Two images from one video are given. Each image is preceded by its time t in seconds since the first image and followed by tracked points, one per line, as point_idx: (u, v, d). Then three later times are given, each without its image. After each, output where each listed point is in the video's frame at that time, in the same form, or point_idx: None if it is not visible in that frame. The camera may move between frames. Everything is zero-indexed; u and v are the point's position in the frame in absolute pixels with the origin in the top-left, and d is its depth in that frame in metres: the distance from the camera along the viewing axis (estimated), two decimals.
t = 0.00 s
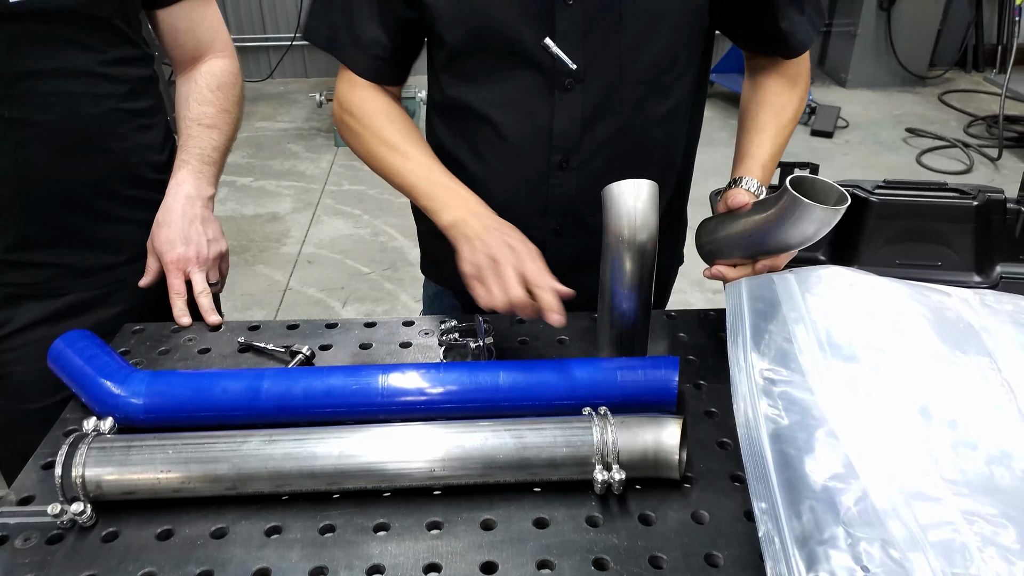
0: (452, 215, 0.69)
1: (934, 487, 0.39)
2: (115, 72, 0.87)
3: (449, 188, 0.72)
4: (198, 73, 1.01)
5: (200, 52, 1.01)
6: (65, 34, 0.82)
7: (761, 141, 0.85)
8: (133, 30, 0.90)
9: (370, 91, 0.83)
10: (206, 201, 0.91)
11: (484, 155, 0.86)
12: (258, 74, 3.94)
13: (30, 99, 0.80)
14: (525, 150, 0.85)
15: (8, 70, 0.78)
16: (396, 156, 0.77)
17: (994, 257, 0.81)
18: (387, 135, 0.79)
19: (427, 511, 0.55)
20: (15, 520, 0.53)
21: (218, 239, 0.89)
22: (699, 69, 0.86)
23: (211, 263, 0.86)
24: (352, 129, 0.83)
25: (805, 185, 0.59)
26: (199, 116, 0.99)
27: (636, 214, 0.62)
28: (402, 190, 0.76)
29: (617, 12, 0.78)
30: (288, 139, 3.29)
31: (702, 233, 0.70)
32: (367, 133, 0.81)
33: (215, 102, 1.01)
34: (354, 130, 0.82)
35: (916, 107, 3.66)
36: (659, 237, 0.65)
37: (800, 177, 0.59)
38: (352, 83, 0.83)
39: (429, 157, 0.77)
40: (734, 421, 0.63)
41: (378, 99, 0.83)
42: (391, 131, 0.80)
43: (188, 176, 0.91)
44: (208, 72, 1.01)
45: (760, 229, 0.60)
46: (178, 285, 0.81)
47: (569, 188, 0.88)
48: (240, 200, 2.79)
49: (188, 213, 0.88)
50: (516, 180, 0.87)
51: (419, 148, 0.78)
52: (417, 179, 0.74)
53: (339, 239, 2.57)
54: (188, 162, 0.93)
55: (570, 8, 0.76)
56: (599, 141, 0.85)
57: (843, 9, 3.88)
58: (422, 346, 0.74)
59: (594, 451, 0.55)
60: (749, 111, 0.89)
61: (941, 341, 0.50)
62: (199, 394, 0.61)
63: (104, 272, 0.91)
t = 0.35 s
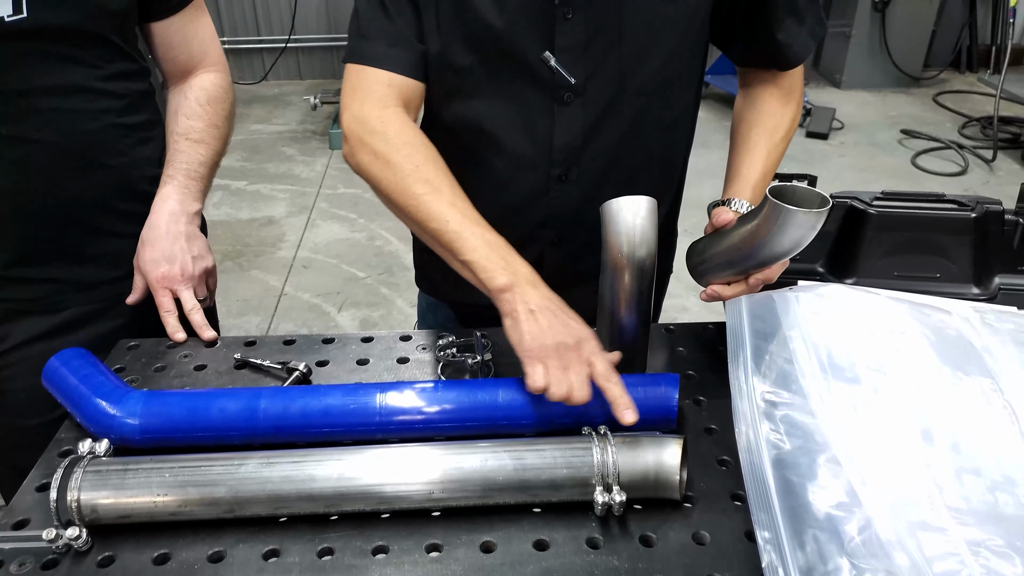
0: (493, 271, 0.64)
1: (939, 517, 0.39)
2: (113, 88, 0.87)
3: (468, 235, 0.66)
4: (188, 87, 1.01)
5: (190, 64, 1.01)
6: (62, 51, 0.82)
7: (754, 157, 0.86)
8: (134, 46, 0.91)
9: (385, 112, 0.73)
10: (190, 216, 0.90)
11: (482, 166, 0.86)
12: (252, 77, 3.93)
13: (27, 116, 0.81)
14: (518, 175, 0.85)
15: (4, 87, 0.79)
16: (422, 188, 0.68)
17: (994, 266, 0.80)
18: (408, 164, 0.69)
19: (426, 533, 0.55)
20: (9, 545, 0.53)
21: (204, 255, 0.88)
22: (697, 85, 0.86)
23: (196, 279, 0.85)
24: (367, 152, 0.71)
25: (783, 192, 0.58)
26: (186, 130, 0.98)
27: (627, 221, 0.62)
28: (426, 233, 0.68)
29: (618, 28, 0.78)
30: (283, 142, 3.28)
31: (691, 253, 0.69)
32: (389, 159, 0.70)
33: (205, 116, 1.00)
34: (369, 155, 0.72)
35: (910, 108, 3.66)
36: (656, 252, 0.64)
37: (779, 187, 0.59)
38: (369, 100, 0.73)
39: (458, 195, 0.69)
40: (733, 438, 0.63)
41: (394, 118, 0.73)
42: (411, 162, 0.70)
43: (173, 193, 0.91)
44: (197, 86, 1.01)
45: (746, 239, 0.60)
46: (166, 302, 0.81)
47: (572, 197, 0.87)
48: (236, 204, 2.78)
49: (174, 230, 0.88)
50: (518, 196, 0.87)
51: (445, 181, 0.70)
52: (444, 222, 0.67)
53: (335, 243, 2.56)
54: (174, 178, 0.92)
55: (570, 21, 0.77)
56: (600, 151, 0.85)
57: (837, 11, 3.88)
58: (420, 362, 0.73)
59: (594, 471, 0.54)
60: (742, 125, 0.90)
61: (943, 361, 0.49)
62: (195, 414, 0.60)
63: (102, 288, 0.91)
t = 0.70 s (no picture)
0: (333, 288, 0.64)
1: (935, 535, 0.40)
2: (113, 103, 0.87)
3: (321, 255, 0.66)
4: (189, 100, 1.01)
5: (191, 77, 1.01)
6: (62, 66, 0.83)
7: (748, 176, 0.88)
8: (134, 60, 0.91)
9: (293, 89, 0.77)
10: (194, 230, 0.93)
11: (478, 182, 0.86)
12: (247, 80, 3.92)
13: (30, 132, 0.81)
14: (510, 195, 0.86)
15: (8, 103, 0.80)
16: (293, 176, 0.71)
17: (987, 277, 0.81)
18: (287, 140, 0.72)
19: (428, 546, 0.55)
20: (15, 563, 0.53)
21: (206, 268, 0.91)
22: (691, 97, 0.87)
23: (199, 291, 0.88)
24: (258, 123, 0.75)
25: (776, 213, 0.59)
26: (189, 143, 0.99)
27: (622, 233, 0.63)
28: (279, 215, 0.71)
29: (608, 45, 0.79)
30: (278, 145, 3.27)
31: (688, 268, 0.70)
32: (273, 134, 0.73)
33: (207, 128, 1.01)
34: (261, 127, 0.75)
35: (903, 110, 3.68)
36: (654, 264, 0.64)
37: (772, 205, 0.60)
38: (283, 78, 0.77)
39: (320, 191, 0.71)
40: (731, 449, 0.63)
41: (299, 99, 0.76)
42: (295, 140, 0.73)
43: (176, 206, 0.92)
44: (198, 99, 1.01)
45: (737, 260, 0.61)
46: (168, 315, 0.83)
47: (569, 207, 0.87)
48: (231, 208, 2.78)
49: (178, 243, 0.90)
50: (511, 214, 0.87)
51: (311, 171, 0.72)
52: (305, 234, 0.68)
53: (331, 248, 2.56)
54: (177, 192, 0.94)
55: (561, 40, 0.78)
56: (589, 171, 0.85)
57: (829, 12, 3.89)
58: (420, 374, 0.74)
59: (595, 485, 0.55)
60: (738, 144, 0.91)
61: (939, 377, 0.50)
62: (198, 430, 0.61)
63: (103, 300, 0.91)
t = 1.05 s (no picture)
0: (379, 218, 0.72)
1: (947, 538, 0.40)
2: (124, 107, 0.93)
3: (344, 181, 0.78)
4: (200, 103, 1.07)
5: (200, 83, 1.06)
6: (74, 71, 0.87)
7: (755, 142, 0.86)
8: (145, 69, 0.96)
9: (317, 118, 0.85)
10: (206, 233, 0.98)
11: (478, 188, 0.87)
12: (247, 82, 3.92)
13: (44, 136, 0.85)
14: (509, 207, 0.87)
15: (21, 110, 0.83)
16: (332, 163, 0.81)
17: (990, 279, 0.81)
18: (325, 142, 0.83)
19: (440, 549, 0.56)
20: (32, 567, 0.53)
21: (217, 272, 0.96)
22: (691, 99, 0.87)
23: (211, 295, 0.93)
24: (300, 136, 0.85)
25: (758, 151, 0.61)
26: (199, 147, 1.05)
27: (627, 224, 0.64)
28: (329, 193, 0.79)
29: (605, 56, 0.80)
30: (278, 146, 3.28)
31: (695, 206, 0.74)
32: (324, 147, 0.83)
33: (215, 133, 1.07)
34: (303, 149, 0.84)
35: (899, 110, 3.70)
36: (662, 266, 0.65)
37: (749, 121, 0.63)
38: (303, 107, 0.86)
39: (349, 164, 0.81)
40: (740, 451, 0.64)
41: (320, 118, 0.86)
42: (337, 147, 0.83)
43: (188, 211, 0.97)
44: (208, 103, 1.07)
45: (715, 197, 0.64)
46: (178, 317, 0.87)
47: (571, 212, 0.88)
48: (231, 209, 2.79)
49: (188, 247, 0.95)
50: (509, 223, 0.88)
51: (350, 161, 0.81)
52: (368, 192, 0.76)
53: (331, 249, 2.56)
54: (188, 195, 0.99)
55: (557, 49, 0.78)
56: (589, 178, 0.86)
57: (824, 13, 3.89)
58: (429, 378, 0.74)
59: (606, 488, 0.55)
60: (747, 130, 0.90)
61: (948, 382, 0.51)
62: (211, 433, 0.61)
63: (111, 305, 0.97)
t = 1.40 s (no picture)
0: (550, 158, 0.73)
1: (967, 548, 0.41)
2: (136, 113, 0.95)
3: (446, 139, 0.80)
4: (212, 108, 1.09)
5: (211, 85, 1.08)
6: (88, 78, 0.89)
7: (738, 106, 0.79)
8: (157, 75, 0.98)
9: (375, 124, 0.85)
10: (215, 238, 0.99)
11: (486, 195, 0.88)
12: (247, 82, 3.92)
13: (59, 143, 0.88)
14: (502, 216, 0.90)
15: (36, 116, 0.86)
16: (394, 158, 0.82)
17: (998, 284, 0.82)
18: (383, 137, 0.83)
19: (455, 555, 0.56)
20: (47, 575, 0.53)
21: (227, 276, 0.97)
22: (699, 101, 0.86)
23: (220, 300, 0.94)
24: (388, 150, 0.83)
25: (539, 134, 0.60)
26: (208, 152, 1.06)
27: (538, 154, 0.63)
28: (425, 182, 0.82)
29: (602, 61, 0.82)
30: (278, 147, 3.28)
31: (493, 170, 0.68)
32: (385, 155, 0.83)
33: (225, 138, 1.08)
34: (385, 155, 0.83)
35: (899, 110, 3.70)
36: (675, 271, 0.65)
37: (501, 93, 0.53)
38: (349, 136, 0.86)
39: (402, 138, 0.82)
40: (752, 457, 0.64)
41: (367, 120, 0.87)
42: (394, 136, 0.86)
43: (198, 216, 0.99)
44: (219, 107, 1.09)
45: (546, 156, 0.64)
46: (189, 323, 0.88)
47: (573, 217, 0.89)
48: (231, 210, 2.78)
49: (198, 252, 0.96)
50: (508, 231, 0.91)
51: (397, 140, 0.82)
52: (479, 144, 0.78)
53: (332, 250, 2.56)
54: (199, 200, 1.01)
55: (553, 56, 0.82)
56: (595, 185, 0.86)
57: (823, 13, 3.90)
58: (439, 383, 0.74)
59: (621, 495, 0.56)
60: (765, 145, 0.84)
61: (963, 389, 0.51)
62: (225, 439, 0.61)
63: (123, 309, 0.99)
